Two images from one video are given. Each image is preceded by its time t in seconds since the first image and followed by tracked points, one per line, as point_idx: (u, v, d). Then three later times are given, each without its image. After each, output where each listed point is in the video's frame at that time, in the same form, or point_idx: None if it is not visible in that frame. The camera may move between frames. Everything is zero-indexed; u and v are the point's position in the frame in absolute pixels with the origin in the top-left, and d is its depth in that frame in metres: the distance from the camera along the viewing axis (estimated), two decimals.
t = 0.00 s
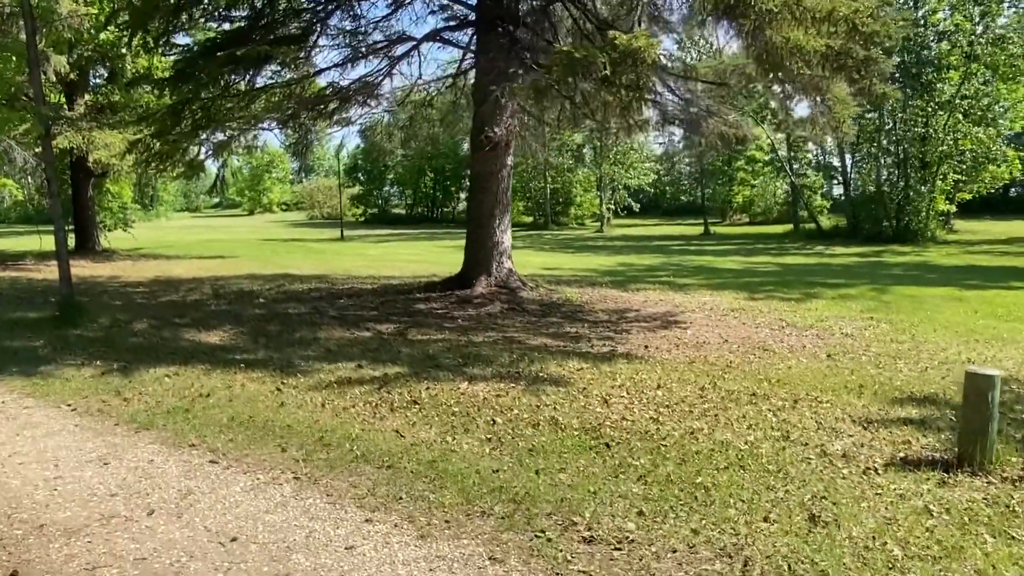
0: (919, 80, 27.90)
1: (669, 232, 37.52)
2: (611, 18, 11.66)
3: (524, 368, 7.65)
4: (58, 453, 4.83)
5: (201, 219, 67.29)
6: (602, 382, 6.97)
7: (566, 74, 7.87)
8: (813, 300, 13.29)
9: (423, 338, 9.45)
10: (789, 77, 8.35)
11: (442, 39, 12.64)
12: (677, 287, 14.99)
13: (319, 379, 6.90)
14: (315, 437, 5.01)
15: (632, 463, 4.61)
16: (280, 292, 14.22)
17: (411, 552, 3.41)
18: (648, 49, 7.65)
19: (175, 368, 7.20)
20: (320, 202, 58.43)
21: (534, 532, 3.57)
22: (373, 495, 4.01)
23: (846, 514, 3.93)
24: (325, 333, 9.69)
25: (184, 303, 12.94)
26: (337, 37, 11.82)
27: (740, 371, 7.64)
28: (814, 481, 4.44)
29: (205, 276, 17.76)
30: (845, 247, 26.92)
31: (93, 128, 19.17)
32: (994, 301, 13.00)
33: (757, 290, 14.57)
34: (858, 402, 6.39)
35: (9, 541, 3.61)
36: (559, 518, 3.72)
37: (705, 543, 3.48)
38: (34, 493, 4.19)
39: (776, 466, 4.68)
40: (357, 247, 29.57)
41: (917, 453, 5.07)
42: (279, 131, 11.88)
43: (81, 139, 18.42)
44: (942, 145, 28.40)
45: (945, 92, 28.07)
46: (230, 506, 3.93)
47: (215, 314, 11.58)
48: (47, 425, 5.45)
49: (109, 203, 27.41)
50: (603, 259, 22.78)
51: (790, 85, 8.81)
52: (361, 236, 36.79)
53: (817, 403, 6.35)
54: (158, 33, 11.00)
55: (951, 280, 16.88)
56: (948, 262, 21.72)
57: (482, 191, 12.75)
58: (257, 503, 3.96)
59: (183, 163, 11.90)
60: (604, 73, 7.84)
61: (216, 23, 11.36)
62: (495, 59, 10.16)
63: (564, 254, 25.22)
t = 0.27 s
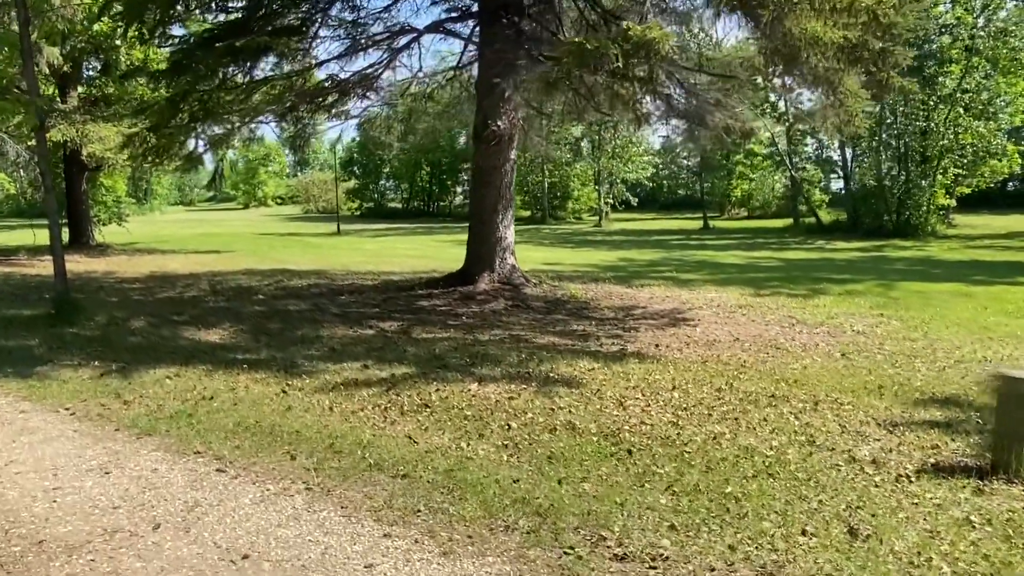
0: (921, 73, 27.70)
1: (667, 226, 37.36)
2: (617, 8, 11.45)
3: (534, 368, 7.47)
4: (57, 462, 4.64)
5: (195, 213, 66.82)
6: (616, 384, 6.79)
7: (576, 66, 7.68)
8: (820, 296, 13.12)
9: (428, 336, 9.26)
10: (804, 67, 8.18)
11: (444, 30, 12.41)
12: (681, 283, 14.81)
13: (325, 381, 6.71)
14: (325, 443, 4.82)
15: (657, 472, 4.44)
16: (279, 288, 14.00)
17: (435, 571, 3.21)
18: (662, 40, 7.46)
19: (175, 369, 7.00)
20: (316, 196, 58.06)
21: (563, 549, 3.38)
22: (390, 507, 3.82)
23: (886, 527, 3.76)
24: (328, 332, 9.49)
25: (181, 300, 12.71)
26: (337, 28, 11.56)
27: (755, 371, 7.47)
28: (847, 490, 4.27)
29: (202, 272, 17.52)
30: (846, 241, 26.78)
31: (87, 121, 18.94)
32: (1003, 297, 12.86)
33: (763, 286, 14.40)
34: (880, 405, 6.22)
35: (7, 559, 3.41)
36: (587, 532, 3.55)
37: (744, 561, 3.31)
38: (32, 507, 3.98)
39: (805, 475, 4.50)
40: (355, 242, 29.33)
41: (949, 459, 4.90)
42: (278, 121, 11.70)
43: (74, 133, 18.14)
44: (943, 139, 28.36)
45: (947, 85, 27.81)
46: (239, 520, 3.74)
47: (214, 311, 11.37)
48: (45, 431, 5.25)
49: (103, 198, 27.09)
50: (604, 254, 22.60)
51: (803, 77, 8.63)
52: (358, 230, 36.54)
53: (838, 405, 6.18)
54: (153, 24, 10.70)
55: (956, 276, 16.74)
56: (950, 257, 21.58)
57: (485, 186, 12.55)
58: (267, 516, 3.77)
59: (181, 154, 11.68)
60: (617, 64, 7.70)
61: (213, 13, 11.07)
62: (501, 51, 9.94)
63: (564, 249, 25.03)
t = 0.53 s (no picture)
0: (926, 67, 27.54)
1: (669, 221, 37.20)
2: None
3: (548, 364, 7.32)
4: (65, 462, 4.49)
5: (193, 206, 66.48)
6: (633, 381, 6.64)
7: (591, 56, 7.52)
8: (830, 291, 12.99)
9: (436, 332, 9.11)
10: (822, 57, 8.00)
11: (450, 20, 12.22)
12: (688, 277, 14.67)
13: (336, 378, 6.56)
14: (342, 444, 4.67)
15: (686, 473, 4.29)
16: (283, 282, 13.84)
17: None
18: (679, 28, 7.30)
19: (182, 365, 6.85)
20: (314, 189, 57.78)
21: (599, 556, 3.24)
22: (415, 511, 3.68)
23: (930, 531, 3.62)
24: (335, 327, 9.34)
25: (184, 294, 12.55)
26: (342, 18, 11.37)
27: (773, 367, 7.33)
28: (884, 492, 4.13)
29: (203, 265, 17.34)
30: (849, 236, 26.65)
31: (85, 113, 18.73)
32: (1014, 292, 12.74)
33: (771, 281, 14.27)
34: (905, 403, 6.08)
35: (17, 566, 3.26)
36: (622, 538, 3.40)
37: (789, 569, 3.17)
38: (41, 510, 3.84)
39: (839, 476, 4.36)
40: (355, 236, 29.16)
41: (983, 459, 4.76)
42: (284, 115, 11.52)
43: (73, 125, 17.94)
44: (947, 133, 28.24)
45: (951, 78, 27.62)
46: (258, 524, 3.59)
47: (217, 306, 11.20)
48: (51, 430, 5.10)
49: (102, 190, 26.87)
50: (607, 248, 22.47)
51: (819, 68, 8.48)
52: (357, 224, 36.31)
53: (862, 403, 6.04)
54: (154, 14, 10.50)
55: (964, 270, 16.62)
56: (955, 251, 21.47)
57: (491, 179, 12.39)
58: (287, 520, 3.62)
59: (186, 148, 11.47)
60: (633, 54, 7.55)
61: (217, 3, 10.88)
62: (510, 41, 9.77)
63: (567, 243, 24.88)
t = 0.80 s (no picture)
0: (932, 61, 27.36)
1: (671, 215, 37.05)
2: None
3: (563, 361, 7.19)
4: (77, 463, 4.35)
5: (192, 200, 66.22)
6: (653, 379, 6.50)
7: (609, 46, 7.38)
8: (841, 286, 12.85)
9: (447, 328, 8.97)
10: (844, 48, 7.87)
11: (459, 11, 12.04)
12: (696, 272, 14.53)
13: (349, 375, 6.42)
14: (361, 444, 4.53)
15: (719, 477, 4.16)
16: (288, 277, 13.69)
17: None
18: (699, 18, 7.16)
19: (191, 362, 6.71)
20: (314, 183, 57.55)
21: (639, 566, 3.11)
22: (444, 517, 3.54)
23: (981, 538, 3.48)
24: (344, 322, 9.20)
25: (188, 289, 12.39)
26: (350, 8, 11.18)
27: (793, 365, 7.19)
28: (926, 497, 4.00)
29: (205, 259, 17.18)
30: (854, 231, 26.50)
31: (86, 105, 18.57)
32: None
33: (780, 276, 14.14)
34: (933, 402, 5.95)
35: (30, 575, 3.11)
36: (661, 547, 3.28)
37: None
38: (53, 514, 3.69)
39: (876, 480, 4.23)
40: (357, 230, 29.01)
41: (1022, 462, 4.62)
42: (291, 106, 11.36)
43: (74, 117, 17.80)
44: (952, 128, 28.10)
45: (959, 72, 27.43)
46: (279, 531, 3.45)
47: (222, 300, 11.06)
48: (61, 428, 4.95)
49: (102, 184, 26.69)
50: (612, 242, 22.30)
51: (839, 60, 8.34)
52: (358, 218, 36.06)
53: (889, 402, 5.90)
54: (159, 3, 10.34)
55: (973, 266, 16.49)
56: (962, 247, 21.35)
57: (500, 172, 12.24)
58: (310, 526, 3.48)
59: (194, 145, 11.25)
60: (651, 44, 7.43)
61: None
62: (522, 31, 9.60)
63: (571, 238, 24.73)
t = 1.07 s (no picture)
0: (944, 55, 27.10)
1: (678, 210, 36.82)
2: None
3: (584, 359, 7.04)
4: (94, 465, 4.22)
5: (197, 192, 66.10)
6: (678, 378, 6.35)
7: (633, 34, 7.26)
8: (858, 282, 12.66)
9: (462, 324, 8.82)
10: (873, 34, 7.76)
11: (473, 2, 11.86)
12: (709, 268, 14.35)
13: (367, 373, 6.29)
14: (386, 447, 4.38)
15: (759, 483, 4.00)
16: (297, 272, 13.56)
17: None
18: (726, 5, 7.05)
19: (206, 359, 6.59)
20: (319, 176, 57.35)
21: None
22: (479, 525, 3.40)
23: None
24: (357, 319, 9.07)
25: (197, 283, 12.28)
26: None
27: (819, 364, 7.03)
28: (977, 504, 3.84)
29: (213, 253, 17.06)
30: (865, 226, 26.24)
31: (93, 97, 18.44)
32: None
33: (795, 272, 13.95)
34: (968, 403, 5.78)
35: None
36: (709, 559, 3.13)
37: None
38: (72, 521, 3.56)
39: (922, 486, 4.07)
40: (363, 224, 28.87)
41: None
42: (303, 98, 11.23)
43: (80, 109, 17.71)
44: (964, 122, 27.80)
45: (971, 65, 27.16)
46: (308, 539, 3.31)
47: (233, 295, 10.94)
48: (76, 429, 4.83)
49: (108, 176, 26.59)
50: (621, 237, 22.11)
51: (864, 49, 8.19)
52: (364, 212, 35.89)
53: (923, 404, 5.74)
54: None
55: (990, 262, 16.26)
56: (975, 242, 21.11)
57: (513, 165, 12.08)
58: (340, 535, 3.34)
59: (207, 135, 11.21)
60: (675, 33, 7.29)
61: None
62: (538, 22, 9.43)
63: (579, 232, 24.55)
